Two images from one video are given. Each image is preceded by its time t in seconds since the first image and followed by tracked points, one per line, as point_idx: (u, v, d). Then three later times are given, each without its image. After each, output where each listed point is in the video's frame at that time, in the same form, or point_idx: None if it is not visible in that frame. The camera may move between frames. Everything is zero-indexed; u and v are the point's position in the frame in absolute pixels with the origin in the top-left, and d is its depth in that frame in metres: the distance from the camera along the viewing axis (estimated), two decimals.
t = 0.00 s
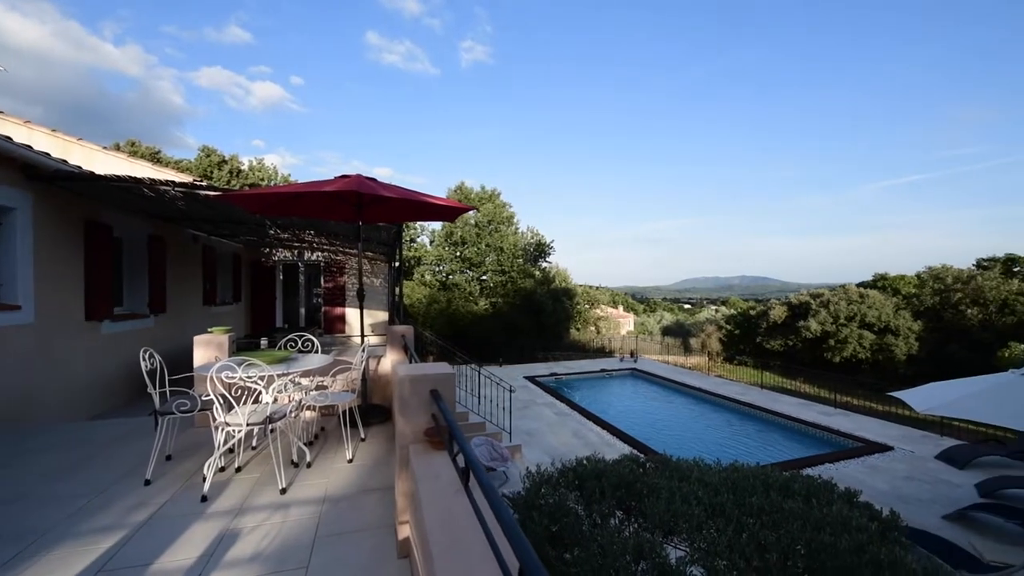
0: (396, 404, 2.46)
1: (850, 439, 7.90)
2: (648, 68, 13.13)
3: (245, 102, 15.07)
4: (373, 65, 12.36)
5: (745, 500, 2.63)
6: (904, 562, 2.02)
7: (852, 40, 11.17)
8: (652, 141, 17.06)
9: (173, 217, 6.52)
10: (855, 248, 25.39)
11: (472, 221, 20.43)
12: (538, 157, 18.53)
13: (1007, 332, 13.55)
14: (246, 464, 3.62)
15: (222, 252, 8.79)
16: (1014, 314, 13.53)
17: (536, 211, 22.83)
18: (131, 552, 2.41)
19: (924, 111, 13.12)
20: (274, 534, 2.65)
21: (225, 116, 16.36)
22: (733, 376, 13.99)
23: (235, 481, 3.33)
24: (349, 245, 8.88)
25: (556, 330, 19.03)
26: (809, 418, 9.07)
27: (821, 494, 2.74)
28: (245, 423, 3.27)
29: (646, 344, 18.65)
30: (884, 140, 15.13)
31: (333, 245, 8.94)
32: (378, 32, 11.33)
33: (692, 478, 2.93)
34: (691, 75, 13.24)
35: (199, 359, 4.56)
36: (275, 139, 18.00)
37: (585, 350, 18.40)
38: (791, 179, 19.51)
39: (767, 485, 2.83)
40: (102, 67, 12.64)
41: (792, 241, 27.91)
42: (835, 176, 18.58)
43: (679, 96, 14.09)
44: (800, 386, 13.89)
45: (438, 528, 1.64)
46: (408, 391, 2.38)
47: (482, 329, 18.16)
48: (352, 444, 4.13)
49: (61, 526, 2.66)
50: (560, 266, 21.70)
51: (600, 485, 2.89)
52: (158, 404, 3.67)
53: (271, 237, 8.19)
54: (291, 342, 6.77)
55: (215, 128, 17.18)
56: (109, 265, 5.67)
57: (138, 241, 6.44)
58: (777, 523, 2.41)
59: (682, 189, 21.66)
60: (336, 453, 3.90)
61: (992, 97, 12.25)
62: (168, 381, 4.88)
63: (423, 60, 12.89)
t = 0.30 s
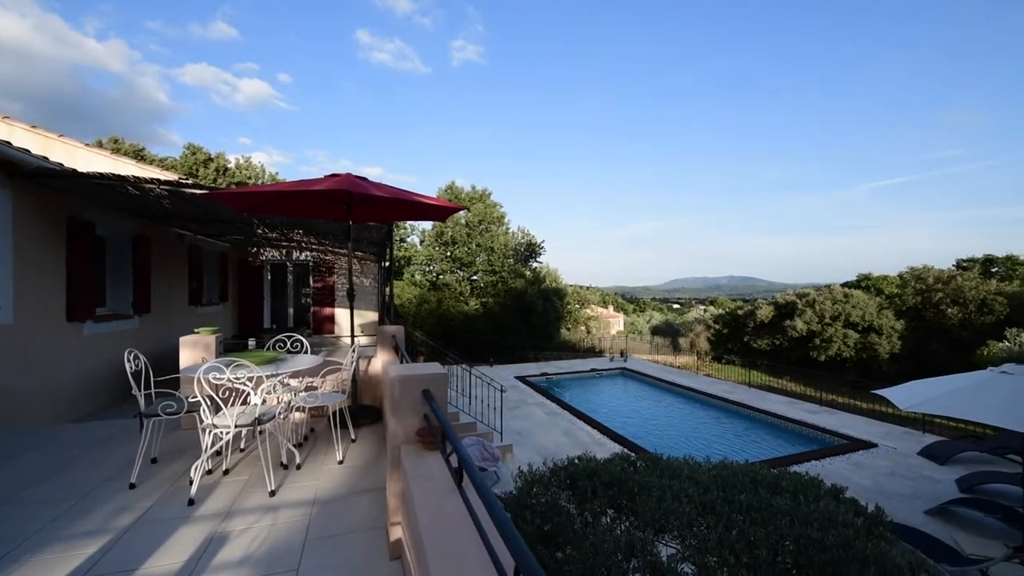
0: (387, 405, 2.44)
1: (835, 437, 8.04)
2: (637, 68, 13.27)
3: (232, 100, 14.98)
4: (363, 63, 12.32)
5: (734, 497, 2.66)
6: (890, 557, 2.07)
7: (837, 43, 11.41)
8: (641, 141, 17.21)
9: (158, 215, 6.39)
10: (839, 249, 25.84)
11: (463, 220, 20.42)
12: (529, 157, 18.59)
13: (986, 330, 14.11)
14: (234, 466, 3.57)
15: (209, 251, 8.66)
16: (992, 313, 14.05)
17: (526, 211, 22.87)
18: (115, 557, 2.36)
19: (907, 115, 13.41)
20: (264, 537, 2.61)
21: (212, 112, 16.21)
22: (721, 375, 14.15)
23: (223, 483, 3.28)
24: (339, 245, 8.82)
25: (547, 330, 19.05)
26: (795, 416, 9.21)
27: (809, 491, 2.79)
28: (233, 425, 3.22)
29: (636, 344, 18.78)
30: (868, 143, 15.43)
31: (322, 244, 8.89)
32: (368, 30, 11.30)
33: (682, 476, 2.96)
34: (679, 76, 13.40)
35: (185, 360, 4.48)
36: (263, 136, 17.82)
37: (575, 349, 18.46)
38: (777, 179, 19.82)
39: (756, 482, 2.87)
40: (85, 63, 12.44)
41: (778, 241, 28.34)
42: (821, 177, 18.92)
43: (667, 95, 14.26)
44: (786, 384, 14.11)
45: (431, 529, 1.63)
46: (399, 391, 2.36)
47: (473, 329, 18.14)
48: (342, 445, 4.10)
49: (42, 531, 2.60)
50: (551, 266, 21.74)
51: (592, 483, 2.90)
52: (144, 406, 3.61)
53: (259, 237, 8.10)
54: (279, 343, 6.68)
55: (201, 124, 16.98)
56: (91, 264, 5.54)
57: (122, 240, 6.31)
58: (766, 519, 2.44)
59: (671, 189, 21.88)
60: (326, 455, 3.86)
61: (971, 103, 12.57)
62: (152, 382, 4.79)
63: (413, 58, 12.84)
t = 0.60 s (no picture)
0: (381, 406, 2.43)
1: (823, 434, 8.16)
2: (627, 67, 13.38)
3: (220, 97, 14.87)
4: (354, 62, 12.29)
5: (726, 494, 2.69)
6: (877, 552, 2.11)
7: (822, 45, 11.59)
8: (632, 140, 17.34)
9: (145, 214, 6.30)
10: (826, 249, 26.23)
11: (455, 220, 20.41)
12: (520, 156, 18.65)
13: (968, 328, 14.41)
14: (224, 468, 3.53)
15: (197, 251, 8.53)
16: (974, 312, 14.37)
17: (518, 211, 22.89)
18: (101, 563, 2.32)
19: (890, 118, 13.63)
20: (255, 539, 2.59)
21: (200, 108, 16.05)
22: (711, 374, 14.31)
23: (212, 486, 3.23)
24: (329, 245, 8.76)
25: (538, 330, 19.07)
26: (784, 414, 9.35)
27: (798, 487, 2.83)
28: (223, 427, 3.18)
29: (627, 344, 18.90)
30: (854, 144, 15.69)
31: (313, 244, 8.83)
32: (359, 29, 11.29)
33: (674, 474, 2.99)
34: (666, 75, 13.61)
35: (173, 361, 4.43)
36: (251, 134, 17.73)
37: (567, 348, 18.52)
38: (765, 179, 20.12)
39: (747, 479, 2.90)
40: (70, 59, 12.27)
41: (767, 241, 28.72)
42: (807, 178, 19.23)
43: (657, 94, 14.41)
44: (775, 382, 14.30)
45: (426, 528, 1.64)
46: (393, 392, 2.35)
47: (465, 329, 18.13)
48: (334, 447, 4.05)
49: (26, 536, 2.55)
50: (543, 266, 21.79)
51: (585, 482, 2.91)
52: (131, 408, 3.55)
53: (248, 236, 8.00)
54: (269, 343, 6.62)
55: (189, 121, 16.85)
56: (75, 263, 5.40)
57: (107, 239, 6.17)
58: (758, 516, 2.47)
59: (662, 189, 22.09)
60: (317, 456, 3.83)
61: (953, 108, 12.82)
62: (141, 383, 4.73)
63: (404, 57, 12.81)
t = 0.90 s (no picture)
0: (374, 406, 2.41)
1: (811, 431, 8.26)
2: (619, 66, 13.48)
3: (208, 94, 14.69)
4: (345, 60, 12.21)
5: (718, 491, 2.72)
6: (865, 546, 2.15)
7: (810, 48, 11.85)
8: (623, 139, 17.45)
9: (134, 212, 6.21)
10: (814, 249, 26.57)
11: (446, 220, 20.39)
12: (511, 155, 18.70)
13: (951, 327, 14.68)
14: (214, 470, 3.48)
15: (184, 250, 8.41)
16: (957, 310, 14.69)
17: (510, 211, 22.90)
18: (87, 568, 2.27)
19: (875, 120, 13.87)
20: (246, 542, 2.56)
21: (187, 103, 15.79)
22: (701, 373, 14.46)
23: (202, 489, 3.19)
24: (321, 245, 8.73)
25: (530, 330, 19.09)
26: (772, 412, 9.47)
27: (788, 484, 2.87)
28: (213, 428, 3.14)
29: (618, 344, 19.00)
30: (840, 146, 15.95)
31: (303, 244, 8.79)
32: (349, 26, 11.23)
33: (667, 472, 3.01)
34: (657, 74, 13.71)
35: (160, 362, 4.36)
36: (240, 132, 17.56)
37: (559, 348, 18.56)
38: (754, 180, 20.38)
39: (738, 477, 2.93)
40: (54, 55, 12.05)
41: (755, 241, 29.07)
42: (794, 178, 19.52)
43: (649, 92, 14.50)
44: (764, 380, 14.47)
45: (422, 528, 1.63)
46: (387, 393, 2.34)
47: (456, 329, 18.08)
48: (325, 448, 4.02)
49: (10, 541, 2.49)
50: (534, 266, 21.83)
51: (578, 481, 2.92)
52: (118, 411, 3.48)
53: (238, 235, 7.91)
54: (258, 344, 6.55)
55: (177, 118, 16.63)
56: (60, 262, 5.31)
57: (93, 237, 6.07)
58: (749, 513, 2.50)
59: (652, 189, 22.28)
60: (308, 458, 3.79)
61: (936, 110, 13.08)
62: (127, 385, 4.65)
63: (396, 56, 12.76)
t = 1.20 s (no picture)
0: (366, 407, 2.40)
1: (799, 429, 8.38)
2: (607, 65, 13.59)
3: (195, 92, 14.47)
4: (335, 58, 12.09)
5: (710, 489, 2.75)
6: (854, 541, 2.19)
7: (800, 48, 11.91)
8: (614, 138, 17.54)
9: (120, 212, 6.08)
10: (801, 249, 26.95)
11: (438, 220, 20.34)
12: (502, 155, 18.73)
13: (934, 327, 14.98)
14: (202, 472, 3.43)
15: (171, 250, 8.27)
16: (940, 310, 15.01)
17: (501, 211, 22.89)
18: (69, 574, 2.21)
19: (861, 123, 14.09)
20: (237, 544, 2.53)
21: (173, 99, 15.52)
22: (691, 372, 14.59)
23: (190, 492, 3.14)
24: (311, 244, 8.67)
25: (522, 330, 19.08)
26: (761, 410, 9.58)
27: (778, 480, 2.91)
28: (202, 430, 3.10)
29: (610, 344, 19.07)
30: (828, 146, 16.17)
31: (293, 244, 8.71)
32: (339, 24, 11.14)
33: (659, 471, 3.03)
34: (648, 74, 13.81)
35: (145, 363, 4.27)
36: (228, 130, 17.36)
37: (550, 348, 18.53)
38: (742, 181, 20.60)
39: (729, 474, 2.97)
40: (34, 50, 11.79)
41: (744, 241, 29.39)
42: (782, 179, 19.77)
43: (639, 92, 14.59)
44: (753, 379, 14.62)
45: (416, 528, 1.63)
46: (378, 393, 2.32)
47: (448, 329, 18.01)
48: (316, 450, 3.97)
49: None
50: (526, 266, 21.83)
51: (571, 480, 2.92)
52: (103, 413, 3.41)
53: (226, 235, 7.82)
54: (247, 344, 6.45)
55: (163, 115, 16.39)
56: (42, 263, 5.16)
57: (76, 237, 5.94)
58: (739, 510, 2.52)
59: (643, 189, 22.43)
60: (299, 460, 3.75)
61: (919, 115, 13.34)
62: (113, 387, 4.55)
63: (387, 56, 12.66)
